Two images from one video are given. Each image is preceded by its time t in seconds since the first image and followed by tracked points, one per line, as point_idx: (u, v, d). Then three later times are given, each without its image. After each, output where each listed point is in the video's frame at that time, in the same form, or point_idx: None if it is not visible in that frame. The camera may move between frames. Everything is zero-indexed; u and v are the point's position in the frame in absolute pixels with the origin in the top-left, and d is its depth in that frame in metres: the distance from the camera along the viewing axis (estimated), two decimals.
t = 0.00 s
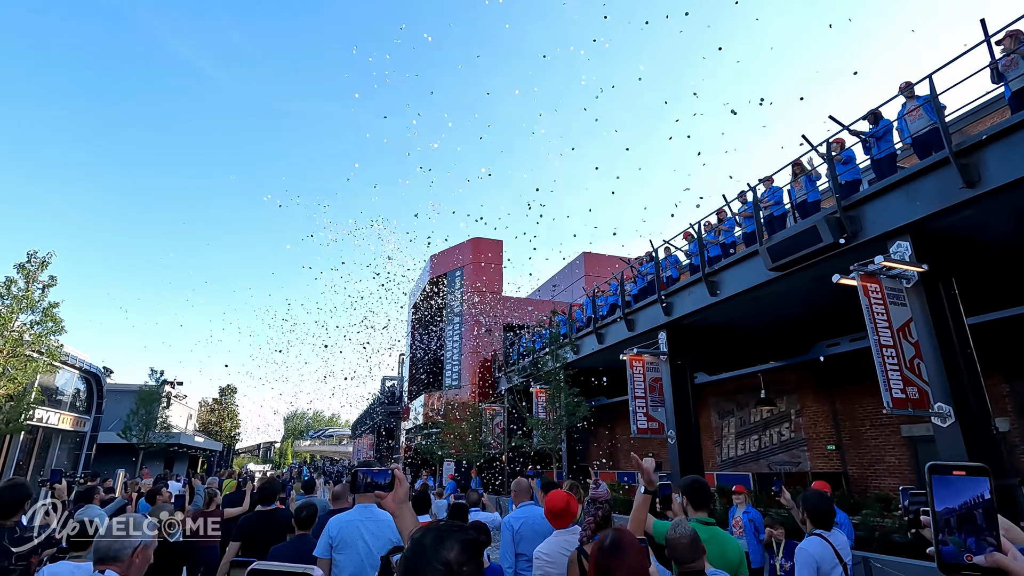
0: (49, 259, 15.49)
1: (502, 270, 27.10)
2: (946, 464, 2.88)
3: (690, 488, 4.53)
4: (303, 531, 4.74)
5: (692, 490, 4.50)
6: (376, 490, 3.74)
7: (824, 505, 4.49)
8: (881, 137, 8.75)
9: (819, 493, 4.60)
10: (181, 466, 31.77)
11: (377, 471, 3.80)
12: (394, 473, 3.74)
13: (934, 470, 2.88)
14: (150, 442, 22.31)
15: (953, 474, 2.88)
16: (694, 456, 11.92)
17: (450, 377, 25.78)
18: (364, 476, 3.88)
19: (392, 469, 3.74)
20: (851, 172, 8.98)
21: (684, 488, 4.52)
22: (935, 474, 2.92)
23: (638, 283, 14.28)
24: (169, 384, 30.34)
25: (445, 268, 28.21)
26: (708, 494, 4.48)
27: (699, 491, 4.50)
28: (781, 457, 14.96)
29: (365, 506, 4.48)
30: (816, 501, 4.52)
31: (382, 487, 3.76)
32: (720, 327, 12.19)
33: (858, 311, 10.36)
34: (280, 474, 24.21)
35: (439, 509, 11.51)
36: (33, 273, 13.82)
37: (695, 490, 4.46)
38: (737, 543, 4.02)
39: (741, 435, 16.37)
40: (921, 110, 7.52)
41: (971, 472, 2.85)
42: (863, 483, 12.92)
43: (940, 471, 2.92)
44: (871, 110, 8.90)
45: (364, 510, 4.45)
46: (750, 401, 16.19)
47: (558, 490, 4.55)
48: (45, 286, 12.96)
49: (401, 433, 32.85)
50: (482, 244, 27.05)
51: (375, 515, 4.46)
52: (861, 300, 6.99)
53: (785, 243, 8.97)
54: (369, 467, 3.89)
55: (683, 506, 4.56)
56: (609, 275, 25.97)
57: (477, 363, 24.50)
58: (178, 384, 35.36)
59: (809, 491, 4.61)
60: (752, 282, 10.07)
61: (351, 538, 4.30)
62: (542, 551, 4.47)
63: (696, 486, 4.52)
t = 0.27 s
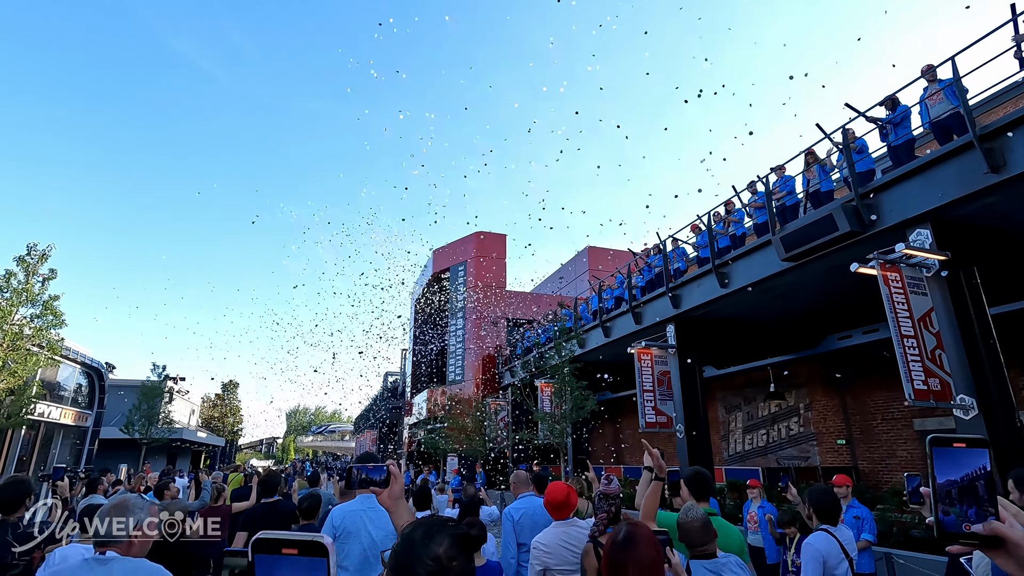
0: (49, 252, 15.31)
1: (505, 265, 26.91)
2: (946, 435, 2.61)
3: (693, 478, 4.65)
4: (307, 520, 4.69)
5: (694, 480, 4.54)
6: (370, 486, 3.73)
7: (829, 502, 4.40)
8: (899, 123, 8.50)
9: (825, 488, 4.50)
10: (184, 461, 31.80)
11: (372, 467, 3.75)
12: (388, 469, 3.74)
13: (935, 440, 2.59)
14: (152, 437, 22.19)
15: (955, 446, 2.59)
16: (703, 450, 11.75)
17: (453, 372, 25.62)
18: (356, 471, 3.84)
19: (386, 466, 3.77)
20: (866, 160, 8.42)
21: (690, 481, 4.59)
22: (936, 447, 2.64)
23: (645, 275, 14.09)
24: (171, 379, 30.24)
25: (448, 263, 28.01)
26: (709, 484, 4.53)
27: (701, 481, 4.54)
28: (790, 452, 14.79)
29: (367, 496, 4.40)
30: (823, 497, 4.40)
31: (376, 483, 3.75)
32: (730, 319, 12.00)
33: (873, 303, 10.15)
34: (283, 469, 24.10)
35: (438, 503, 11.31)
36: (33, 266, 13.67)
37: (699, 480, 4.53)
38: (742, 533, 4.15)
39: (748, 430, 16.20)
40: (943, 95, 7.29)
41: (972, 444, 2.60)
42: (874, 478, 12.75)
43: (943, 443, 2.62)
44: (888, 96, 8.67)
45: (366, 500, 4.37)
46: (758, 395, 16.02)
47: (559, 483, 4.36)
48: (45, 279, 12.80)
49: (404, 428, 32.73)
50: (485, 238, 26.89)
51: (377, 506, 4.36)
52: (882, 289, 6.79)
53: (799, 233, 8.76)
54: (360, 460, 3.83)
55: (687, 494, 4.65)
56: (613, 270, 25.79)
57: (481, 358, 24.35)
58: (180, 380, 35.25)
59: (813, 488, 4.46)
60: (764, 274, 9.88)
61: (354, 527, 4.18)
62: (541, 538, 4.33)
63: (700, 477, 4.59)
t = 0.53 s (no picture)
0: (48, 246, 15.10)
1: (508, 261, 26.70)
2: (944, 457, 2.44)
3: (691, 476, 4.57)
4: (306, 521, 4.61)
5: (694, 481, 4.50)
6: (363, 488, 3.91)
7: (836, 498, 4.66)
8: (918, 114, 8.32)
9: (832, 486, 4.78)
10: (186, 457, 31.68)
11: (364, 470, 3.94)
12: (382, 472, 3.92)
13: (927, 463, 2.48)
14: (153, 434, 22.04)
15: (949, 466, 2.44)
16: (712, 448, 11.56)
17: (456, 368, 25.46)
18: (352, 475, 4.05)
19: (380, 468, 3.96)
20: (883, 151, 8.12)
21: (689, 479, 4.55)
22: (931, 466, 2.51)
23: (653, 270, 13.88)
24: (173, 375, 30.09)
25: (450, 259, 27.80)
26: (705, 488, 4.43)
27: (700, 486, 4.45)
28: (798, 449, 14.60)
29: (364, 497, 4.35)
30: (830, 494, 4.68)
31: (369, 486, 3.93)
32: (739, 315, 11.80)
33: (887, 297, 9.94)
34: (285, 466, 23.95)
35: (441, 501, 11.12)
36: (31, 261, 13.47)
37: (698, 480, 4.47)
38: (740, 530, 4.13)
39: (755, 427, 16.01)
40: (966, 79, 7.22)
41: (967, 466, 2.42)
42: (885, 476, 12.56)
43: (937, 462, 2.49)
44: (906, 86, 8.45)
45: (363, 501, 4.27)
46: (765, 392, 15.83)
47: (560, 480, 4.33)
48: (43, 274, 12.61)
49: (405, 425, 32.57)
50: (488, 234, 26.68)
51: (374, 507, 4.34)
52: (903, 283, 6.58)
53: (814, 226, 8.54)
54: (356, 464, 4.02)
55: (689, 496, 4.60)
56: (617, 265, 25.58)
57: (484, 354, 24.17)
58: (181, 376, 35.10)
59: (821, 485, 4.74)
60: (776, 268, 9.66)
61: (351, 528, 4.10)
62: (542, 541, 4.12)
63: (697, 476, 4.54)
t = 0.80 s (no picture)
0: (39, 242, 14.82)
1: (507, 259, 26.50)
2: (925, 464, 2.57)
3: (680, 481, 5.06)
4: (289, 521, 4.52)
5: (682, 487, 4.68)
6: (348, 492, 4.10)
7: (832, 498, 4.47)
8: (929, 108, 8.10)
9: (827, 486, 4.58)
10: (182, 457, 31.40)
11: (349, 475, 4.12)
12: (366, 476, 4.15)
13: (907, 468, 2.64)
14: (148, 433, 21.79)
15: (928, 474, 2.58)
16: (716, 448, 11.38)
17: (453, 367, 25.23)
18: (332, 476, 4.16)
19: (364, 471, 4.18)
20: (895, 144, 7.95)
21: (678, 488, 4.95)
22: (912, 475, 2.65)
23: (655, 268, 13.68)
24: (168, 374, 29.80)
25: (448, 257, 27.61)
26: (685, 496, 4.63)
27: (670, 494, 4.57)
28: (801, 449, 14.41)
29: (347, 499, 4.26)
30: (825, 495, 4.49)
31: (353, 489, 4.12)
32: (743, 312, 11.63)
33: (895, 295, 9.76)
34: (282, 466, 23.72)
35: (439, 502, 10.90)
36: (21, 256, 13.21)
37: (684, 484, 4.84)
38: (726, 534, 4.42)
39: (758, 427, 15.82)
40: (986, 66, 7.23)
41: (947, 473, 2.53)
42: (891, 477, 12.39)
43: (917, 470, 2.64)
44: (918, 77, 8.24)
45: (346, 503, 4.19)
46: (768, 391, 15.65)
47: (557, 485, 4.99)
48: (35, 270, 12.35)
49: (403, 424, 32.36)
50: (487, 232, 26.47)
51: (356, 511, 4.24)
52: (918, 279, 6.39)
53: (823, 221, 8.33)
54: (339, 470, 4.23)
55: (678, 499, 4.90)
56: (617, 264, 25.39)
57: (483, 353, 23.98)
58: (177, 375, 34.81)
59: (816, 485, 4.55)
60: (783, 264, 9.47)
61: (331, 532, 4.01)
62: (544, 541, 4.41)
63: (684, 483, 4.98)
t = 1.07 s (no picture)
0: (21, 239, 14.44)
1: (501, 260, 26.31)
2: (869, 475, 2.56)
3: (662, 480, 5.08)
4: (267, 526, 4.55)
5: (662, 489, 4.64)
6: (331, 499, 3.80)
7: (810, 503, 4.32)
8: (931, 106, 7.98)
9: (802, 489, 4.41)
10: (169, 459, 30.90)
11: (330, 482, 3.80)
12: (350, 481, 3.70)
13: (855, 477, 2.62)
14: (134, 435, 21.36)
15: (876, 484, 2.54)
16: (713, 451, 11.22)
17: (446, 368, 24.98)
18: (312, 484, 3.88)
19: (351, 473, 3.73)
20: (897, 141, 7.91)
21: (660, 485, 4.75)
22: (859, 483, 2.62)
23: (651, 268, 13.54)
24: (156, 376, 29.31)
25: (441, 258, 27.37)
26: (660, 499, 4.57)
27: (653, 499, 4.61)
28: (798, 452, 14.29)
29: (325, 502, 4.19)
30: (803, 499, 4.35)
31: (336, 495, 3.78)
32: (741, 313, 11.50)
33: (895, 296, 9.67)
34: (271, 468, 23.36)
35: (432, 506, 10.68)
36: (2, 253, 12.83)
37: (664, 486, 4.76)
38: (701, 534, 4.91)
39: (753, 429, 15.72)
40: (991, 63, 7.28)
41: (895, 483, 2.49)
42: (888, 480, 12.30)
43: (866, 480, 2.60)
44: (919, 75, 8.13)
45: (322, 507, 4.12)
46: (764, 394, 15.55)
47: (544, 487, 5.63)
48: (15, 268, 12.00)
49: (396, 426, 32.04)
50: (481, 232, 26.26)
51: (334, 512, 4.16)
52: (922, 278, 6.26)
53: (823, 220, 8.20)
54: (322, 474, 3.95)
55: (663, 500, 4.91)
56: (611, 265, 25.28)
57: (476, 354, 23.76)
58: (165, 376, 34.27)
59: (793, 489, 4.41)
60: (783, 264, 9.33)
61: (306, 535, 3.96)
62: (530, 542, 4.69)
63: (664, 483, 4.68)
